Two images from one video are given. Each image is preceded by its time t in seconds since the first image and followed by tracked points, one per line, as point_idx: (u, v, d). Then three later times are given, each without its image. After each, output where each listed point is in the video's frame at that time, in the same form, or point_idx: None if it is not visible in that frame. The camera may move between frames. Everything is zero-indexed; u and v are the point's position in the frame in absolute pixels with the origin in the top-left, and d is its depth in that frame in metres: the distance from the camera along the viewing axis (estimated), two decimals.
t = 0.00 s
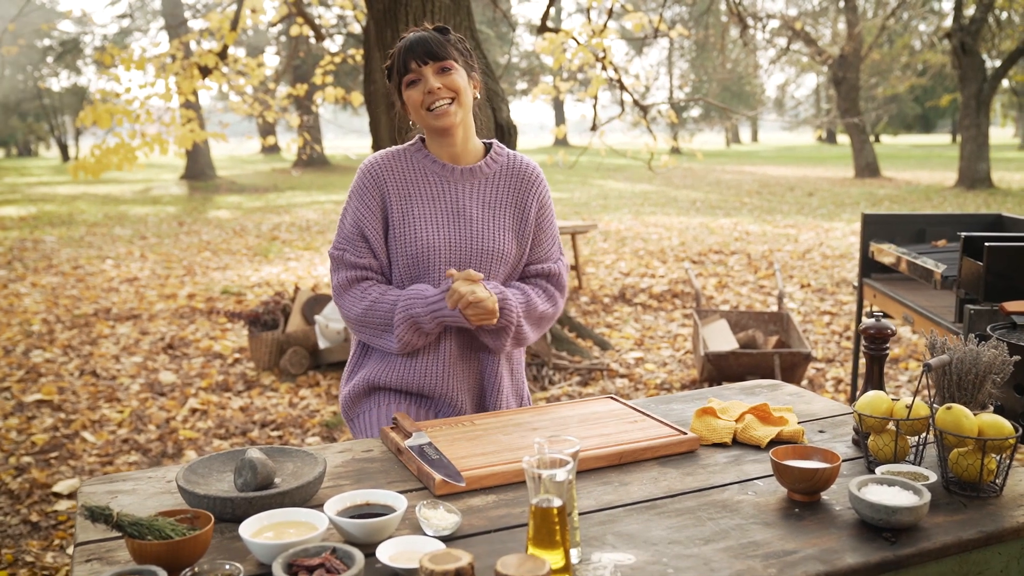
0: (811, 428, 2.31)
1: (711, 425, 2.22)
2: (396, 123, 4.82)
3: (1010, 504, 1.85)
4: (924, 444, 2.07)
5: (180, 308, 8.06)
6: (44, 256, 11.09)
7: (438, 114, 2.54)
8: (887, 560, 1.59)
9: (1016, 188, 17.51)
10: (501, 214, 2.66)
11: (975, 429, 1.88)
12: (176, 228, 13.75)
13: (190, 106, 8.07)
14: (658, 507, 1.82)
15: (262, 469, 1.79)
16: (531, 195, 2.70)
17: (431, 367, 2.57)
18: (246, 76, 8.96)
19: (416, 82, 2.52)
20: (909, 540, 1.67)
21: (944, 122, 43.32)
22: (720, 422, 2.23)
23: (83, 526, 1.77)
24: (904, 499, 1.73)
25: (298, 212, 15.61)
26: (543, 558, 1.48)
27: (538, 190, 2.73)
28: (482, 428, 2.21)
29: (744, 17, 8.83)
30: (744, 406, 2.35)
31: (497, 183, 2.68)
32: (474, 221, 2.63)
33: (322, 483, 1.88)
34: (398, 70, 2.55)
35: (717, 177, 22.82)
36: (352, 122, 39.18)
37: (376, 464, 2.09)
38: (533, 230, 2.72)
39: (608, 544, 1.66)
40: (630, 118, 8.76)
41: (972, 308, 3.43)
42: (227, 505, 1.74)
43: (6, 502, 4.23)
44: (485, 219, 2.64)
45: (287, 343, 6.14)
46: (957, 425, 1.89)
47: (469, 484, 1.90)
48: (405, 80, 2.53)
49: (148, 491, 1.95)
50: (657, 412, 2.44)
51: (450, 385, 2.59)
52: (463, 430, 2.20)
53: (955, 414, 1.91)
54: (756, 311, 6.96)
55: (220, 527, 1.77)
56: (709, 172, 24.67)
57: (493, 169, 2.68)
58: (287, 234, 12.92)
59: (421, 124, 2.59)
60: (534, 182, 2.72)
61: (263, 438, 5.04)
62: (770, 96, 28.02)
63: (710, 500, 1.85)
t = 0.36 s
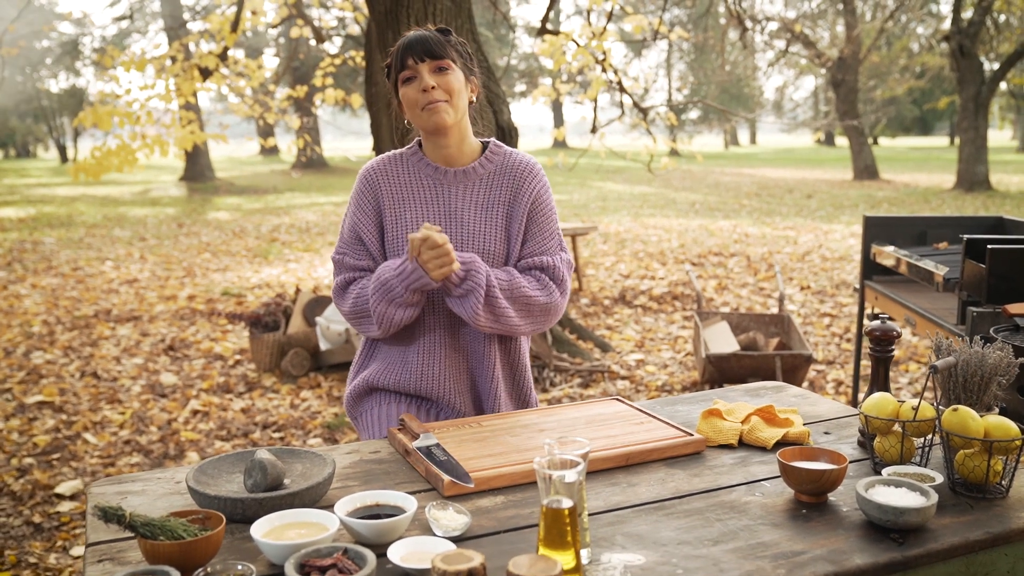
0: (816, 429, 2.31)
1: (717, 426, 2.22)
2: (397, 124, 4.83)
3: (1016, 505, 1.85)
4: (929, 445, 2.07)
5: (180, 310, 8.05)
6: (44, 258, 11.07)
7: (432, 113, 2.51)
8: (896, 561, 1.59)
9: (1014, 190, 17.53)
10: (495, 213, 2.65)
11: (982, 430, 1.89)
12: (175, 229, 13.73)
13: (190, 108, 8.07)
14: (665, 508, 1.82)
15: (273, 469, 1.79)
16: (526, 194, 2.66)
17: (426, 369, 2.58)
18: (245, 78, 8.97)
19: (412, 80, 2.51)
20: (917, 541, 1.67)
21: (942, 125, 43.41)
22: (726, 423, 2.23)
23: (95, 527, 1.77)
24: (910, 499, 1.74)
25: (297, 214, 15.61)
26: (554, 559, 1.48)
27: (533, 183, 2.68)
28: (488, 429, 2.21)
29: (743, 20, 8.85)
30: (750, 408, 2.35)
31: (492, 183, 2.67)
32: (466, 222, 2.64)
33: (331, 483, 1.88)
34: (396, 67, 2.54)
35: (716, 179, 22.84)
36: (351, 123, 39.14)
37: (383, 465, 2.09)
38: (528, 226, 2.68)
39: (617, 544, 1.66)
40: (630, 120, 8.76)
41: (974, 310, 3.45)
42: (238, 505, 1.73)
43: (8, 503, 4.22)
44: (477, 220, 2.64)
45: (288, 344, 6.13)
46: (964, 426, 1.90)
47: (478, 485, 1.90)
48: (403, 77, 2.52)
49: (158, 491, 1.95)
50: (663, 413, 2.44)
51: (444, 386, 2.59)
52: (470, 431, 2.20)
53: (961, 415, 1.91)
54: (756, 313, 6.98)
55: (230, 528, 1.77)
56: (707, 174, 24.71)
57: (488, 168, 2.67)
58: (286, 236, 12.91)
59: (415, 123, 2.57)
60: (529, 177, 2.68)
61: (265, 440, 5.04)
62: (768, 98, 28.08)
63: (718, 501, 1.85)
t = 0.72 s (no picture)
0: (825, 432, 2.31)
1: (726, 427, 2.22)
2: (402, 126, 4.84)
3: None
4: (937, 448, 2.07)
5: (183, 309, 8.05)
6: (47, 256, 11.06)
7: (436, 112, 2.52)
8: (907, 563, 1.59)
9: (1015, 195, 17.55)
10: (498, 211, 2.65)
11: (991, 433, 1.89)
12: (178, 228, 13.72)
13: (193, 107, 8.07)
14: (676, 509, 1.82)
15: (286, 467, 1.79)
16: (530, 190, 2.65)
17: (432, 370, 2.58)
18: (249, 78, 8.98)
19: (417, 78, 2.51)
20: (927, 543, 1.67)
21: (945, 130, 43.40)
22: (735, 424, 2.23)
23: (109, 523, 1.77)
24: (921, 502, 1.74)
25: (300, 214, 15.60)
26: (568, 558, 1.48)
27: (535, 179, 2.66)
28: (497, 430, 2.22)
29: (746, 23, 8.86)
30: (758, 409, 2.35)
31: (496, 182, 2.66)
32: (470, 222, 2.64)
33: (343, 482, 1.88)
34: (402, 64, 2.55)
35: (718, 182, 22.86)
36: (354, 123, 39.23)
37: (394, 464, 2.09)
38: (532, 220, 2.67)
39: (629, 544, 1.66)
40: (633, 122, 8.77)
41: (980, 314, 3.45)
42: (252, 503, 1.73)
43: (13, 500, 4.21)
44: (481, 219, 2.65)
45: (292, 343, 6.13)
46: (973, 429, 1.90)
47: (489, 484, 1.90)
48: (408, 75, 2.53)
49: (171, 489, 1.95)
50: (671, 415, 2.44)
51: (452, 386, 2.59)
52: (480, 431, 2.20)
53: (971, 419, 1.92)
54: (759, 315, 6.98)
55: (244, 526, 1.77)
56: (709, 177, 24.73)
57: (492, 167, 2.67)
58: (289, 236, 12.90)
59: (418, 121, 2.57)
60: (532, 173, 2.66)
61: (269, 439, 5.04)
62: (770, 102, 28.09)
63: (729, 502, 1.85)
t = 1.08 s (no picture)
0: (834, 432, 2.31)
1: (735, 427, 2.22)
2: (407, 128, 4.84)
3: None
4: (948, 447, 2.07)
5: (188, 311, 8.06)
6: (51, 259, 11.07)
7: (463, 115, 2.53)
8: (918, 561, 1.59)
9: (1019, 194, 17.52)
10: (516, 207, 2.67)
11: (1001, 432, 1.89)
12: (182, 231, 13.74)
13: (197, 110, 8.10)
14: (687, 508, 1.82)
15: (300, 468, 1.79)
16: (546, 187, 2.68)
17: (451, 361, 2.56)
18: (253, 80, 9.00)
19: (446, 80, 2.51)
20: (938, 541, 1.67)
21: (947, 130, 43.38)
22: (744, 424, 2.23)
23: (125, 524, 1.77)
24: (933, 500, 1.74)
25: (303, 216, 15.61)
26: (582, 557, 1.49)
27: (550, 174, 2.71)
28: (509, 430, 2.21)
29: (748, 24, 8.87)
30: (768, 409, 2.35)
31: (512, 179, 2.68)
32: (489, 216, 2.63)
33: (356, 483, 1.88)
34: (430, 66, 2.54)
35: (721, 183, 22.87)
36: (357, 125, 39.29)
37: (405, 465, 2.09)
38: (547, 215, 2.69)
39: (642, 544, 1.66)
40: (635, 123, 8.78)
41: (988, 313, 3.45)
42: (266, 504, 1.74)
43: (22, 503, 4.22)
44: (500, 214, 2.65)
45: (298, 345, 6.14)
46: (983, 428, 1.91)
47: (501, 485, 1.90)
48: (436, 77, 2.52)
49: (185, 490, 1.95)
50: (680, 415, 2.45)
51: (470, 381, 2.57)
52: (491, 432, 2.20)
53: (982, 418, 1.92)
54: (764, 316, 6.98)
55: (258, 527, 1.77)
56: (712, 177, 24.75)
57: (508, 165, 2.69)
58: (293, 238, 12.92)
59: (443, 121, 2.57)
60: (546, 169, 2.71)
61: (275, 440, 5.04)
62: (773, 102, 28.08)
63: (739, 502, 1.85)
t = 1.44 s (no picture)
0: (837, 437, 2.31)
1: (738, 432, 2.22)
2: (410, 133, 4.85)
3: None
4: (949, 453, 2.07)
5: (192, 315, 8.07)
6: (55, 263, 11.08)
7: (480, 121, 2.56)
8: (920, 567, 1.59)
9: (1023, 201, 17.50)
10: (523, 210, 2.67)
11: (1003, 437, 1.89)
12: (185, 235, 13.76)
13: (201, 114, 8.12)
14: (689, 513, 1.82)
15: (304, 472, 1.79)
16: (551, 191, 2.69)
17: (459, 361, 2.57)
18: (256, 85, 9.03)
19: (467, 86, 2.54)
20: (939, 547, 1.67)
21: (950, 136, 43.37)
22: (747, 430, 2.23)
23: (129, 526, 1.77)
24: (934, 506, 1.74)
25: (306, 220, 15.63)
26: (585, 561, 1.49)
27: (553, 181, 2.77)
28: (511, 434, 2.21)
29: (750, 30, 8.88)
30: (770, 414, 2.34)
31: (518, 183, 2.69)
32: (499, 218, 2.63)
33: (360, 487, 1.88)
34: (450, 71, 2.55)
35: (724, 188, 22.85)
36: (360, 129, 39.30)
37: (409, 468, 2.09)
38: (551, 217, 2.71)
39: (644, 548, 1.66)
40: (638, 128, 8.78)
41: (990, 319, 3.43)
42: (270, 507, 1.73)
43: (25, 505, 4.22)
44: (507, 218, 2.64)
45: (301, 349, 6.15)
46: (985, 434, 1.90)
47: (504, 489, 1.90)
48: (456, 82, 2.54)
49: (190, 492, 1.95)
50: (682, 420, 2.44)
51: (477, 382, 2.57)
52: (493, 436, 2.20)
53: (983, 423, 1.92)
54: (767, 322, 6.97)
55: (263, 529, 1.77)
56: (715, 183, 24.74)
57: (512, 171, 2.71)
58: (296, 242, 12.93)
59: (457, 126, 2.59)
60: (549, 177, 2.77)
61: (278, 444, 5.04)
62: (776, 108, 28.06)
63: (741, 507, 1.85)
